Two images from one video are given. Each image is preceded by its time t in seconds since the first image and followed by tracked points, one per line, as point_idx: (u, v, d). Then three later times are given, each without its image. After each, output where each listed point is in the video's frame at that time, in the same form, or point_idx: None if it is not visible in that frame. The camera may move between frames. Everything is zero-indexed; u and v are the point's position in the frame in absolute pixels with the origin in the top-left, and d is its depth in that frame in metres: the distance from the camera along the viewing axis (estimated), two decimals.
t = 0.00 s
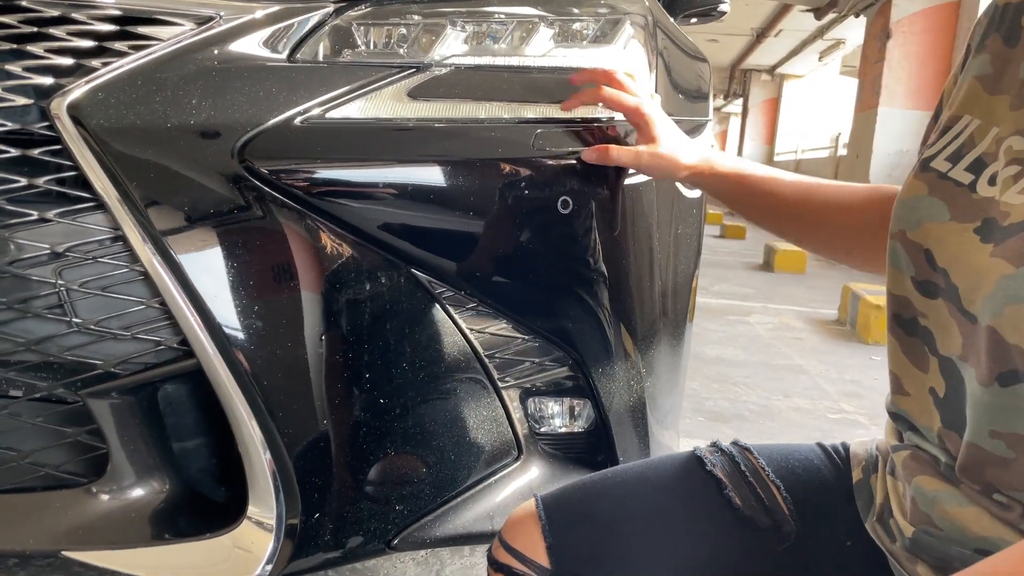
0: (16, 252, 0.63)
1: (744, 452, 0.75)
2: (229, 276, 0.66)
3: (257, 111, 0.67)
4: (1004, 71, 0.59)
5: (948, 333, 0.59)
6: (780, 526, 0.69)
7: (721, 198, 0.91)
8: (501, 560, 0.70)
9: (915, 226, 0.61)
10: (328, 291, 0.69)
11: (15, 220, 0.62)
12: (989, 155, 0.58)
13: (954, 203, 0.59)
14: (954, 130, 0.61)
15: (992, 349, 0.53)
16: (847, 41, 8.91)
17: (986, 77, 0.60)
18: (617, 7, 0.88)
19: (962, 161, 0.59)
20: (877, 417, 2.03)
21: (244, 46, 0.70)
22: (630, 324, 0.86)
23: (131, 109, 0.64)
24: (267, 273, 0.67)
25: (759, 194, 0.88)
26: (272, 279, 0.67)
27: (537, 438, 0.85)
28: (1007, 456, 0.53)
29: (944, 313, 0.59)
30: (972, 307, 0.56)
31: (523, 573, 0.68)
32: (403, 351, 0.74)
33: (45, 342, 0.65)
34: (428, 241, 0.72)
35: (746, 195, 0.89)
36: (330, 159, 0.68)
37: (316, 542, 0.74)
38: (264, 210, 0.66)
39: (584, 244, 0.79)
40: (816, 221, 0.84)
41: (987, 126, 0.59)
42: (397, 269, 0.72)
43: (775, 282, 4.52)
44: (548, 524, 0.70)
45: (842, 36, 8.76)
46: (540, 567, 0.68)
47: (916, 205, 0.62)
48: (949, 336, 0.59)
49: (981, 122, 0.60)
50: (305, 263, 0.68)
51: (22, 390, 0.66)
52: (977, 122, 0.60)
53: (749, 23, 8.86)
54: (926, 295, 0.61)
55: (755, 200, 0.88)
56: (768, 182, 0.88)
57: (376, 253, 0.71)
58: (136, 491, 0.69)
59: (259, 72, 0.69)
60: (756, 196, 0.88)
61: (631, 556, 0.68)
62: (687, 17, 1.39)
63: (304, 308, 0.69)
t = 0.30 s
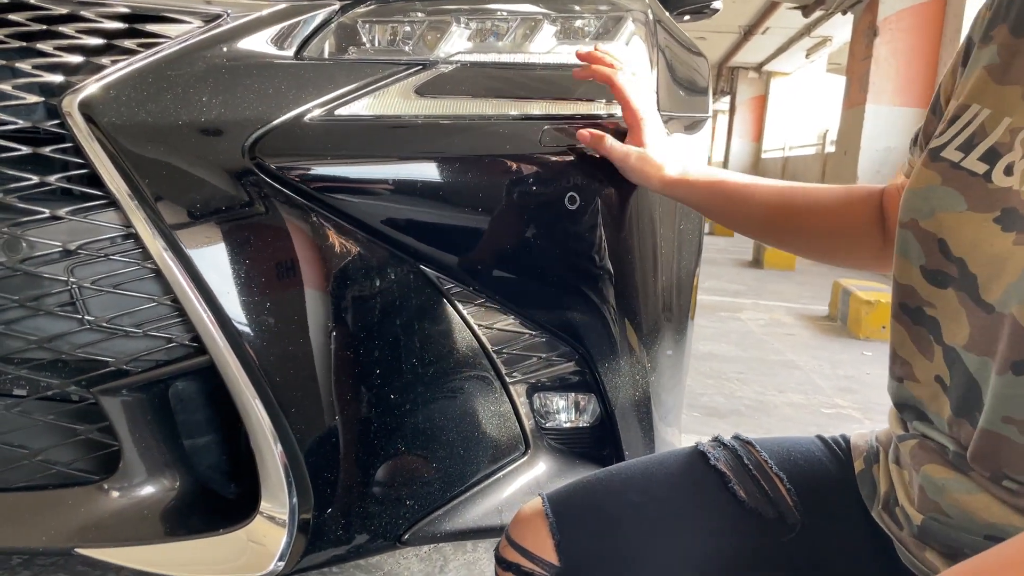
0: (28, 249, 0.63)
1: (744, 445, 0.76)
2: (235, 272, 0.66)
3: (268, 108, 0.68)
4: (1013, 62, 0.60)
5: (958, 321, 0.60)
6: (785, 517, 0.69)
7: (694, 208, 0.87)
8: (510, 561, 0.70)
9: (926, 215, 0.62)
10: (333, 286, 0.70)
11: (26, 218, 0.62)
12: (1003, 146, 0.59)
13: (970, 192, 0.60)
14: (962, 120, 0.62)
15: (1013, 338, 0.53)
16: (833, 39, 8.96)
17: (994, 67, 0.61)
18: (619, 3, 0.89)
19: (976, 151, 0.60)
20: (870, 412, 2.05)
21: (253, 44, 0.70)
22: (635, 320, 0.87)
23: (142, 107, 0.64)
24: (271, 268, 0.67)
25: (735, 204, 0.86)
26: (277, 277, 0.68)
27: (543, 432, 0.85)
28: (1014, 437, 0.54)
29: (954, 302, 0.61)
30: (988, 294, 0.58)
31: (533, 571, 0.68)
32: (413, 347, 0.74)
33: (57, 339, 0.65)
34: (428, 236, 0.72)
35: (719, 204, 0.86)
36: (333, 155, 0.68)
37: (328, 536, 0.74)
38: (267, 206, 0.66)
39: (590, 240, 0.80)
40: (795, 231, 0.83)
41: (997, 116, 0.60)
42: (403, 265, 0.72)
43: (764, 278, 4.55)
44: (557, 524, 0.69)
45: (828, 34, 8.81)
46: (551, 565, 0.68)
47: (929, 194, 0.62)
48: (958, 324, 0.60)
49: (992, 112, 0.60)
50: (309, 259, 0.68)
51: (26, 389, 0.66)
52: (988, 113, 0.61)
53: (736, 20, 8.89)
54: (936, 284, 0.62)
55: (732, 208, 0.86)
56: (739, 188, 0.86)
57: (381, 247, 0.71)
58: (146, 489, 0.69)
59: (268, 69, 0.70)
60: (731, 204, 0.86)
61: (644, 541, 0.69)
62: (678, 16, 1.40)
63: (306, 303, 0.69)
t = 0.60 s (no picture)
0: (35, 249, 0.63)
1: (740, 442, 0.77)
2: (236, 272, 0.66)
3: (272, 107, 0.68)
4: (1008, 65, 0.61)
5: (957, 320, 0.60)
6: (781, 515, 0.70)
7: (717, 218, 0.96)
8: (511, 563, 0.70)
9: (928, 216, 0.63)
10: (336, 287, 0.70)
11: (32, 218, 0.63)
12: (1002, 147, 0.59)
13: (970, 193, 0.60)
14: (959, 124, 0.63)
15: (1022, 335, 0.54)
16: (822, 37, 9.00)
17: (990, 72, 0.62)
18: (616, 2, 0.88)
19: (974, 152, 0.61)
20: (863, 407, 2.07)
21: (256, 44, 0.71)
22: (635, 319, 0.87)
23: (147, 107, 0.64)
24: (275, 266, 0.67)
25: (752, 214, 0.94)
26: (279, 278, 0.68)
27: (545, 429, 0.86)
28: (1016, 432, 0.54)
29: (951, 302, 0.61)
30: (994, 294, 0.58)
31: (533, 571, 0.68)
32: (417, 346, 0.75)
33: (63, 339, 0.66)
34: (431, 233, 0.72)
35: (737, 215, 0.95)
36: (337, 155, 0.68)
37: (336, 534, 0.75)
38: (267, 205, 0.66)
39: (591, 239, 0.80)
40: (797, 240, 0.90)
41: (994, 119, 0.61)
42: (406, 264, 0.72)
43: (756, 276, 4.57)
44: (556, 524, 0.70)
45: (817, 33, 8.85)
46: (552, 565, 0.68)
47: (930, 195, 0.63)
48: (955, 325, 0.61)
49: (988, 115, 0.61)
50: (309, 258, 0.68)
51: (27, 390, 0.67)
52: (985, 115, 0.62)
53: (725, 19, 8.92)
54: (931, 284, 0.63)
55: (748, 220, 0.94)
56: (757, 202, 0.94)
57: (382, 244, 0.71)
58: (152, 488, 0.70)
59: (272, 69, 0.70)
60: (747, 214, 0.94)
61: (642, 544, 0.69)
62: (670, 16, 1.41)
63: (307, 302, 0.69)
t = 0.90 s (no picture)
0: (47, 249, 0.64)
1: (746, 439, 0.78)
2: (241, 271, 0.66)
3: (282, 107, 0.68)
4: (1004, 69, 0.62)
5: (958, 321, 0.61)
6: (789, 509, 0.71)
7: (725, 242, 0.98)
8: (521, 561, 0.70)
9: (928, 218, 0.65)
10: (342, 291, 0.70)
11: (44, 218, 0.64)
12: (998, 150, 0.61)
13: (970, 194, 0.61)
14: (956, 127, 0.65)
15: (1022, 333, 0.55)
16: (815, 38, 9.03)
17: (987, 76, 0.64)
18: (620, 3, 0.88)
19: (972, 155, 0.62)
20: (859, 405, 2.08)
21: (264, 44, 0.71)
22: (640, 317, 0.87)
23: (159, 107, 0.65)
24: (278, 268, 0.68)
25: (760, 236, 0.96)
26: (283, 276, 0.68)
27: (552, 427, 0.86)
28: (1013, 431, 0.55)
29: (951, 303, 0.62)
30: (994, 296, 0.58)
31: (543, 569, 0.68)
32: (425, 346, 0.75)
33: (75, 339, 0.66)
34: (436, 233, 0.73)
35: (744, 237, 0.97)
36: (346, 155, 0.69)
37: (347, 531, 0.75)
38: (273, 204, 0.67)
39: (597, 238, 0.81)
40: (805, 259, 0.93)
41: (991, 122, 0.62)
42: (415, 262, 0.73)
43: (751, 275, 4.59)
44: (566, 523, 0.69)
45: (810, 33, 8.88)
46: (561, 563, 0.67)
47: (929, 197, 0.65)
48: (957, 324, 0.61)
49: (984, 118, 0.63)
50: (315, 257, 0.69)
51: (34, 389, 0.68)
52: (982, 118, 0.63)
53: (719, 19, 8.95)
54: (932, 285, 0.64)
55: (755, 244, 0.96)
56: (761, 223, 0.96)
57: (387, 244, 0.71)
58: (163, 486, 0.70)
59: (280, 70, 0.70)
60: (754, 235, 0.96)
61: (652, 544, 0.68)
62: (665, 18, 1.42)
63: (312, 302, 0.70)
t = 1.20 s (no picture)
0: (67, 253, 0.65)
1: (763, 432, 0.77)
2: (252, 271, 0.67)
3: (299, 112, 0.69)
4: (1002, 87, 0.61)
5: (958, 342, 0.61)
6: (810, 499, 0.71)
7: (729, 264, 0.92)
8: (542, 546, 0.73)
9: (931, 242, 0.64)
10: (350, 293, 0.71)
11: (64, 223, 0.65)
12: (1000, 172, 0.60)
13: (973, 219, 0.61)
14: (957, 144, 0.64)
15: None
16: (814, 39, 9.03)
17: (984, 93, 0.63)
18: (627, 9, 0.89)
19: (973, 175, 0.61)
20: (861, 406, 2.09)
21: (279, 51, 0.71)
22: (649, 319, 0.88)
23: (179, 113, 0.65)
24: (286, 267, 0.68)
25: (771, 255, 0.91)
26: (295, 277, 0.69)
27: (561, 428, 0.87)
28: (1015, 447, 0.55)
29: (952, 325, 0.62)
30: (998, 323, 0.58)
31: (567, 554, 0.71)
32: (439, 349, 0.76)
33: (94, 342, 0.67)
34: (448, 236, 0.74)
35: (755, 257, 0.91)
36: (361, 160, 0.70)
37: (362, 532, 0.76)
38: (284, 207, 0.67)
39: (607, 240, 0.82)
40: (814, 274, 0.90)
41: (992, 140, 0.61)
42: (426, 265, 0.74)
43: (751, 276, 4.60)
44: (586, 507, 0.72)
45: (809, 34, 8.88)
46: (585, 548, 0.70)
47: (933, 220, 0.64)
48: (958, 343, 0.62)
49: (986, 137, 0.62)
50: (327, 260, 0.69)
51: (49, 392, 0.68)
52: (982, 137, 0.62)
53: (718, 20, 8.95)
54: (933, 307, 0.64)
55: (766, 265, 0.91)
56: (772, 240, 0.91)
57: (396, 247, 0.72)
58: (179, 488, 0.71)
59: (297, 76, 0.71)
60: (765, 256, 0.91)
61: (661, 543, 0.70)
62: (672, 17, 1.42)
63: (323, 305, 0.70)
